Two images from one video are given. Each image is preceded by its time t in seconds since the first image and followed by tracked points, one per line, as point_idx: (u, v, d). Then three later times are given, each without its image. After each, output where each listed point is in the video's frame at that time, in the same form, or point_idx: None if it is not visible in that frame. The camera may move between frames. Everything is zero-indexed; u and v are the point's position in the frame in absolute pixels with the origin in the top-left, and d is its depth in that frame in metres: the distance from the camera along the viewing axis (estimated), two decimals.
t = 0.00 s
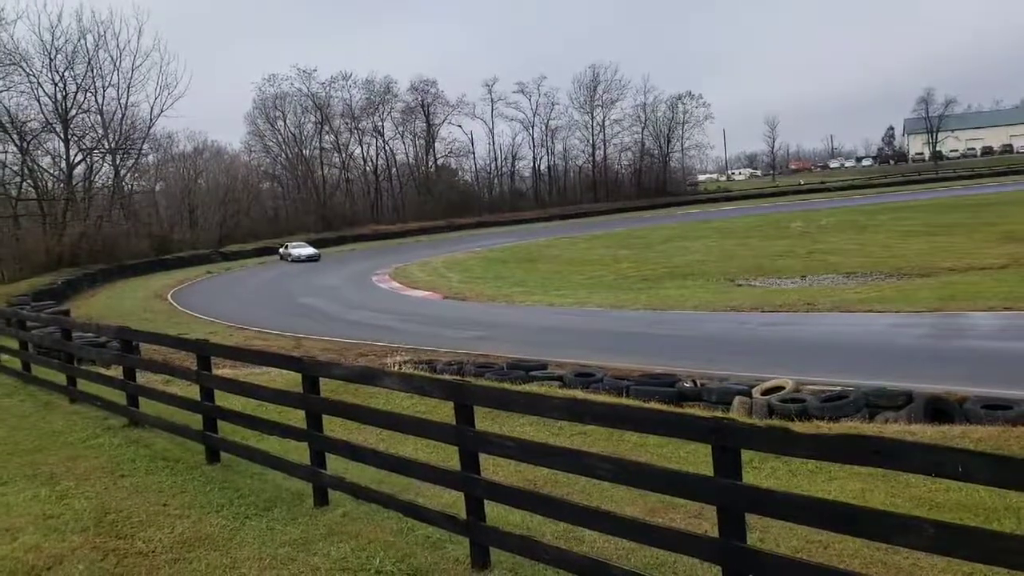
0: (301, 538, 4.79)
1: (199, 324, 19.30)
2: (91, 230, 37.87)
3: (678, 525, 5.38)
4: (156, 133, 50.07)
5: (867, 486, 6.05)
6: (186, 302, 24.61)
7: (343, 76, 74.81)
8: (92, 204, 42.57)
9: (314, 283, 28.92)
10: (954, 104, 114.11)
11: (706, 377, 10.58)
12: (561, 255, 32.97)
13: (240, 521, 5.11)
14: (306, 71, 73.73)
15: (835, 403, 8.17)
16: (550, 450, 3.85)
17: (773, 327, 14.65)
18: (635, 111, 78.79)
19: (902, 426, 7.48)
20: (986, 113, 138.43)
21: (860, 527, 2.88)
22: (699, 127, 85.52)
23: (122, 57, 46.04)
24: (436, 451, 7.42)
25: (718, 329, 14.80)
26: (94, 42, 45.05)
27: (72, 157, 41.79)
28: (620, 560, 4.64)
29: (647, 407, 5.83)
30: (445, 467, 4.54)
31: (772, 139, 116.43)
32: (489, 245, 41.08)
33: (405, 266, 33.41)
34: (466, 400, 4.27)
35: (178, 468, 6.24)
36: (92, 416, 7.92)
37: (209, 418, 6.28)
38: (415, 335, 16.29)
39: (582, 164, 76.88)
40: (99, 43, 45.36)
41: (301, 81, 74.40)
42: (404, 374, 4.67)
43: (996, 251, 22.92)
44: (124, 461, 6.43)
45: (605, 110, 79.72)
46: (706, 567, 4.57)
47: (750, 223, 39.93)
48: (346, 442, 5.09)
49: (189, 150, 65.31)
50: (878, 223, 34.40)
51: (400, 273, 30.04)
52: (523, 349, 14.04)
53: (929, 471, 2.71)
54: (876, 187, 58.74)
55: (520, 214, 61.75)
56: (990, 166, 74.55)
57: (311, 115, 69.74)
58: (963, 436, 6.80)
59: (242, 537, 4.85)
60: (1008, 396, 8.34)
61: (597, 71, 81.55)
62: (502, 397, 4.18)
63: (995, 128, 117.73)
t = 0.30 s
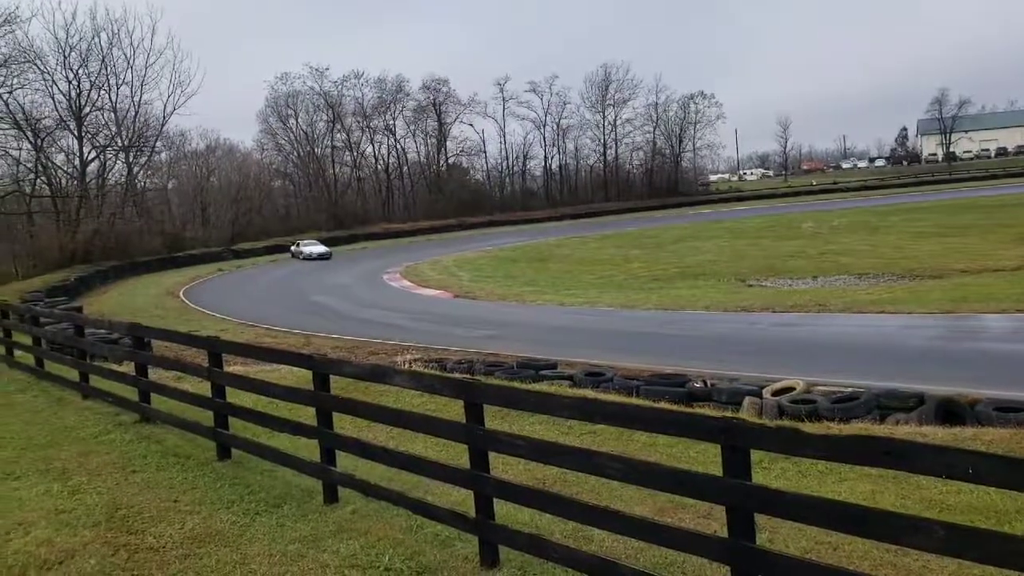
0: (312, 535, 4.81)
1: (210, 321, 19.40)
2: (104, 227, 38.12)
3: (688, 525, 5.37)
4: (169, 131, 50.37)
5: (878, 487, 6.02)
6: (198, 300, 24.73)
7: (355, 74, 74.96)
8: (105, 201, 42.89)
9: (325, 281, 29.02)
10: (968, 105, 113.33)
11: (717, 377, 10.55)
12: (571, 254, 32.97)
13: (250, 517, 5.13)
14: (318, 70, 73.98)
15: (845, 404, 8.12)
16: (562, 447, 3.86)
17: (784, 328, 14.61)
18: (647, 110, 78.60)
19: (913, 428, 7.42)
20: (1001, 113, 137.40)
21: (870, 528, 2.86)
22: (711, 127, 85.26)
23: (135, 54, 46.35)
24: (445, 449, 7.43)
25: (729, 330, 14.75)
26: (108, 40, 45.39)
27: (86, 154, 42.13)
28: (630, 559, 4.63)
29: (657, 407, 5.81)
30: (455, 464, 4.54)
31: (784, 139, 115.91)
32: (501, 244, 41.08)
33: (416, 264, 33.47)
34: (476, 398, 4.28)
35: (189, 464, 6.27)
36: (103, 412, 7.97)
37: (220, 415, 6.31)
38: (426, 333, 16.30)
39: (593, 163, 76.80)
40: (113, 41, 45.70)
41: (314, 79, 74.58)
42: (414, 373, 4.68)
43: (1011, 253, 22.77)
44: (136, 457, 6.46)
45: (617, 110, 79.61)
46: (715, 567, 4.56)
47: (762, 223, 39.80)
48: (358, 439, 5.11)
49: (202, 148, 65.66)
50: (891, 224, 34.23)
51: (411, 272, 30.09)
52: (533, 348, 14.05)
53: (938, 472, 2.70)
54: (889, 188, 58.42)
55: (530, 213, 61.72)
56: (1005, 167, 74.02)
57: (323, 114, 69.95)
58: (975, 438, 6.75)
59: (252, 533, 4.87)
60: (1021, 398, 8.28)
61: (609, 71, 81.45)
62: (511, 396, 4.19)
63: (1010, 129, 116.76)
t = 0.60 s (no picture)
0: (313, 532, 4.82)
1: (213, 319, 19.43)
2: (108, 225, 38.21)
3: (689, 523, 5.37)
4: (172, 129, 50.46)
5: (880, 487, 6.01)
6: (201, 298, 24.76)
7: (359, 73, 74.94)
8: (109, 199, 42.99)
9: (328, 280, 29.05)
10: (973, 105, 113.07)
11: (719, 377, 10.53)
12: (575, 254, 32.99)
13: (252, 515, 5.14)
14: (322, 69, 74.05)
15: (848, 404, 8.11)
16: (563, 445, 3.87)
17: (786, 328, 14.60)
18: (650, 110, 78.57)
19: (916, 428, 7.41)
20: (1004, 114, 137.21)
21: (870, 525, 2.87)
22: (715, 127, 85.16)
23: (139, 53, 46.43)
24: (447, 446, 7.44)
25: (731, 329, 14.73)
26: (112, 39, 45.51)
27: (90, 152, 42.26)
28: (631, 557, 4.64)
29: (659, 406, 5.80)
30: (456, 462, 4.56)
31: (788, 138, 115.72)
32: (503, 244, 41.09)
33: (419, 263, 33.51)
34: (477, 396, 4.29)
35: (191, 461, 6.29)
36: (106, 409, 7.99)
37: (222, 412, 6.33)
38: (428, 332, 16.32)
39: (596, 163, 76.78)
40: (117, 39, 45.82)
41: (317, 78, 74.56)
42: (416, 371, 4.68)
43: (1015, 253, 22.72)
44: (138, 454, 6.48)
45: (620, 109, 79.56)
46: (717, 565, 4.56)
47: (766, 223, 39.74)
48: (359, 436, 5.13)
49: (205, 147, 65.72)
50: (895, 224, 34.18)
51: (413, 271, 30.11)
52: (535, 347, 14.05)
53: (939, 470, 2.70)
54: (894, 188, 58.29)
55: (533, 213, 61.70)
56: (1008, 167, 73.97)
57: (326, 113, 70.01)
58: (977, 438, 6.74)
59: (254, 530, 4.89)
60: None
61: (612, 70, 81.41)
62: (513, 394, 4.20)
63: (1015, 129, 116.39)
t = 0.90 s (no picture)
0: (311, 530, 4.82)
1: (211, 319, 19.43)
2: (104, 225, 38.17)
3: (686, 521, 5.39)
4: (169, 129, 50.42)
5: (876, 485, 6.04)
6: (198, 297, 24.74)
7: (356, 72, 74.86)
8: (106, 198, 42.90)
9: (326, 279, 29.02)
10: (969, 105, 113.13)
11: (716, 376, 10.54)
12: (572, 253, 33.01)
13: (249, 512, 5.14)
14: (319, 68, 73.95)
15: (845, 402, 8.15)
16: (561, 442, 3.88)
17: (783, 327, 14.63)
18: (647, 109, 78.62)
19: (913, 426, 7.44)
20: (1001, 113, 137.24)
21: (866, 523, 2.89)
22: (712, 126, 85.16)
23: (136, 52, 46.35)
24: (444, 444, 7.45)
25: (729, 328, 14.73)
26: (108, 38, 45.43)
27: (86, 151, 42.17)
28: (629, 555, 4.65)
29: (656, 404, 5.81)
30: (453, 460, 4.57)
31: (785, 138, 115.78)
32: (500, 243, 41.07)
33: (416, 262, 33.48)
34: (474, 393, 4.30)
35: (188, 460, 6.29)
36: (103, 408, 7.98)
37: (219, 410, 6.32)
38: (425, 331, 16.29)
39: (594, 162, 76.77)
40: (113, 38, 45.74)
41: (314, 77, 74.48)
42: (413, 369, 4.70)
43: (1011, 252, 22.79)
44: (135, 453, 6.48)
45: (617, 108, 79.56)
46: (714, 562, 4.58)
47: (763, 223, 39.76)
48: (356, 433, 5.13)
49: (202, 146, 65.63)
50: (891, 223, 34.23)
51: (411, 270, 30.13)
52: (532, 346, 14.05)
53: (932, 468, 2.73)
54: (891, 187, 58.35)
55: (530, 212, 61.67)
56: (1005, 167, 74.12)
57: (324, 112, 69.95)
58: (973, 436, 6.78)
59: (252, 527, 4.89)
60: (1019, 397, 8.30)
61: (609, 69, 81.41)
62: (510, 393, 4.21)
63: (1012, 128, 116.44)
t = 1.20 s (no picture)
0: (306, 529, 4.80)
1: (204, 316, 19.35)
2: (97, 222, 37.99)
3: (680, 520, 5.39)
4: (164, 126, 50.26)
5: (871, 485, 6.04)
6: (192, 294, 24.66)
7: (351, 70, 74.79)
8: (99, 195, 42.68)
9: (320, 277, 28.95)
10: (962, 107, 113.67)
11: (712, 376, 10.56)
12: (567, 252, 33.03)
13: (244, 511, 5.12)
14: (315, 65, 73.83)
15: (839, 403, 8.16)
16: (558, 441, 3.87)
17: (778, 327, 14.65)
18: (643, 110, 78.78)
19: (907, 427, 7.46)
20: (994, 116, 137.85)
21: (862, 524, 2.88)
22: (707, 127, 85.35)
23: (131, 48, 46.18)
24: (440, 443, 7.43)
25: (724, 329, 14.74)
26: (103, 34, 45.21)
27: (80, 148, 41.95)
28: (625, 556, 4.63)
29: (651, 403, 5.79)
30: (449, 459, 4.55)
31: (779, 139, 116.16)
32: (495, 242, 41.07)
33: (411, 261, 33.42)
34: (471, 393, 4.29)
35: (182, 457, 6.25)
36: (96, 405, 7.94)
37: (214, 408, 6.30)
38: (419, 330, 16.26)
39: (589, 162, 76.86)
40: (108, 34, 45.52)
41: (309, 75, 74.38)
42: (409, 368, 4.68)
43: (1004, 255, 22.90)
44: (129, 450, 6.44)
45: (613, 108, 79.67)
46: (711, 563, 4.57)
47: (757, 223, 39.84)
48: (352, 433, 5.12)
49: (196, 144, 65.48)
50: (885, 225, 34.35)
51: (406, 269, 30.08)
52: (526, 346, 14.04)
53: (928, 468, 2.73)
54: (884, 189, 58.58)
55: (525, 211, 61.68)
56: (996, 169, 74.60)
57: (319, 110, 69.84)
58: (967, 437, 6.80)
59: (246, 526, 4.87)
60: (1013, 399, 8.32)
61: (605, 69, 81.52)
62: (507, 392, 4.20)
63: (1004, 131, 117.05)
